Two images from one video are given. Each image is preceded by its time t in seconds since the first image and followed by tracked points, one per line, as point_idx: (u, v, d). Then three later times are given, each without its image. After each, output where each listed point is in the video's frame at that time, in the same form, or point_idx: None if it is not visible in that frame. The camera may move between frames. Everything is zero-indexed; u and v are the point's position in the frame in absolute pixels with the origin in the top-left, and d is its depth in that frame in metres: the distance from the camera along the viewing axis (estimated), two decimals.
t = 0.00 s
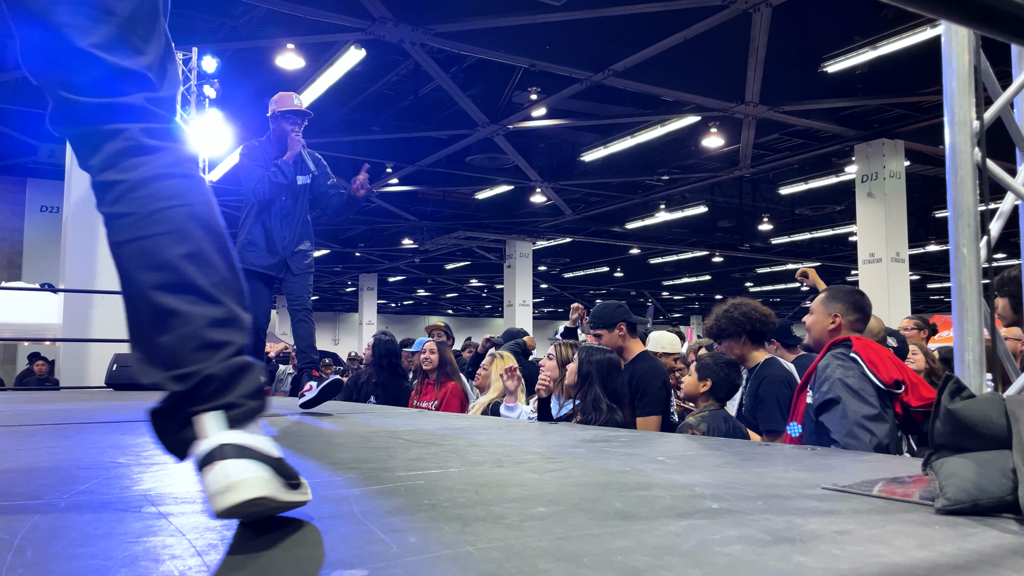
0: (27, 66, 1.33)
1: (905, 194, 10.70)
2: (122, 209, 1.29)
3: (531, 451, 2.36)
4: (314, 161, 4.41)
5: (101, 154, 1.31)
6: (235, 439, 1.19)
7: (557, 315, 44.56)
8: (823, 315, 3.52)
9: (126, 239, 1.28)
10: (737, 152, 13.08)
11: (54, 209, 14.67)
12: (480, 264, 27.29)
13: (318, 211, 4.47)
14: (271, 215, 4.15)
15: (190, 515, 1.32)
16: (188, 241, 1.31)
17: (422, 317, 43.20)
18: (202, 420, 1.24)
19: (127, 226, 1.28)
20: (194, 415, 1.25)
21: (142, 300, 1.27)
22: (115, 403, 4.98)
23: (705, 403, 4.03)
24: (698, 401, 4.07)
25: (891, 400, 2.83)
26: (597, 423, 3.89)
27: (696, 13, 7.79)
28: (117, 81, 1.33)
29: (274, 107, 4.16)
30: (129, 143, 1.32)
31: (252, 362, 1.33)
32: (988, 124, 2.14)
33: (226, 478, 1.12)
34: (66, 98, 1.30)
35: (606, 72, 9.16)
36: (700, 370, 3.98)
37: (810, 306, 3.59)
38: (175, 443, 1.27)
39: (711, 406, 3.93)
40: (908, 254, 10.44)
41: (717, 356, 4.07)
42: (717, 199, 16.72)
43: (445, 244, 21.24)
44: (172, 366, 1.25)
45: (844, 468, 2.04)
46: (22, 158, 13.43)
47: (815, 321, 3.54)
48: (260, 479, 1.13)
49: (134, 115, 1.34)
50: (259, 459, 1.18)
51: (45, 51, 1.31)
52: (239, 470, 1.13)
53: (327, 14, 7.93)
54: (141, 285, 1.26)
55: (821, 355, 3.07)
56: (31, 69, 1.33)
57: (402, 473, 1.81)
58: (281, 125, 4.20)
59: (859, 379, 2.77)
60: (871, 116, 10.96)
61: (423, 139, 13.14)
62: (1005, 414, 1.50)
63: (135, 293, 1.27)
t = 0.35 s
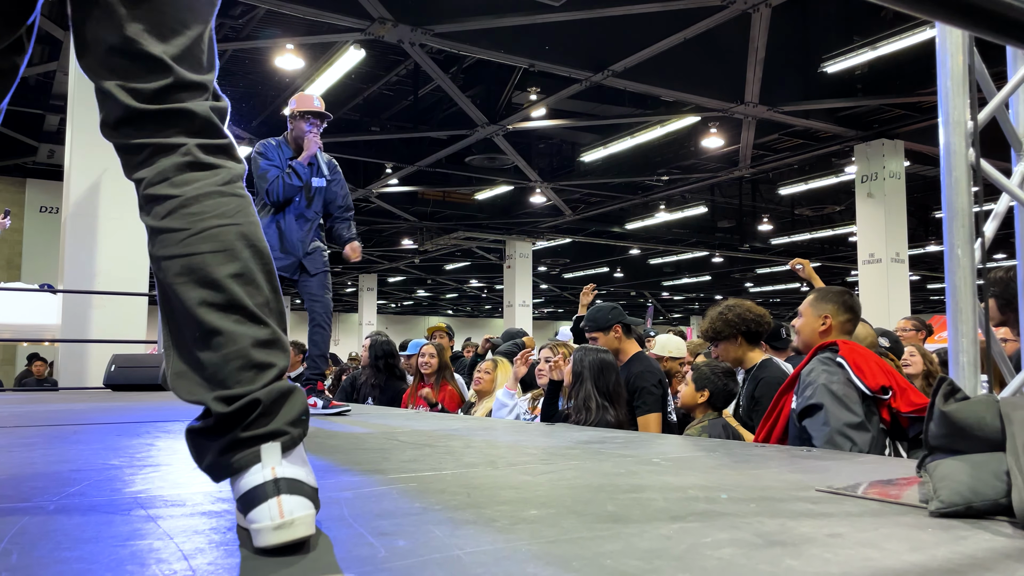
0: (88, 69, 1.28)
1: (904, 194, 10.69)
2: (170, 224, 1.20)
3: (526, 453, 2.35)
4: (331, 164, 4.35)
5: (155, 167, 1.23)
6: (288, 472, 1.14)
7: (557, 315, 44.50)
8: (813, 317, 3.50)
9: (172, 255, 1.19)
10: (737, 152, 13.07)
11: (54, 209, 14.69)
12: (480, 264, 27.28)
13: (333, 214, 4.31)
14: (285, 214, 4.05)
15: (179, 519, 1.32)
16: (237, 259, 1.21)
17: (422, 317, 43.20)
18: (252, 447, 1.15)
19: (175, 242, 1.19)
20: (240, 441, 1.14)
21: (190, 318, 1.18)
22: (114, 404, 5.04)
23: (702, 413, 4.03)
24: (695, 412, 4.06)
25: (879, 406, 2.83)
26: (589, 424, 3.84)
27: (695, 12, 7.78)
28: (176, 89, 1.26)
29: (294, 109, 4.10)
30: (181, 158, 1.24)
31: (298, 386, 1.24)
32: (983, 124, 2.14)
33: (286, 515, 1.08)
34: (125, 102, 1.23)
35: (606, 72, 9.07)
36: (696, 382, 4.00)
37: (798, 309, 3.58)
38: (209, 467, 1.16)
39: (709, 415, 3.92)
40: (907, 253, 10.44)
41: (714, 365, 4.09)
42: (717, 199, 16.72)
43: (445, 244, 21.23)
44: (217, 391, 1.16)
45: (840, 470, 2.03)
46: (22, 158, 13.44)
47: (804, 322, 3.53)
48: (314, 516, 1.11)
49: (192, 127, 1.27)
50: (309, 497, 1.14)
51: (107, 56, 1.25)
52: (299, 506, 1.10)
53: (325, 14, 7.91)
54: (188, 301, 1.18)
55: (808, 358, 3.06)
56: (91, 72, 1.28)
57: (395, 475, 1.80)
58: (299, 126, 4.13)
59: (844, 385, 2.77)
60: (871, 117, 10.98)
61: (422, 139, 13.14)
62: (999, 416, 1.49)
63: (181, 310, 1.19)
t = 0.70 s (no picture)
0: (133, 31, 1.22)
1: (902, 196, 10.70)
2: (201, 222, 1.15)
3: (519, 454, 2.35)
4: (344, 150, 4.22)
5: (194, 157, 1.19)
6: (278, 483, 1.13)
7: (556, 316, 44.48)
8: (800, 317, 3.50)
9: (200, 254, 1.14)
10: (735, 153, 13.07)
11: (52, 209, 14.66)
12: (479, 265, 27.26)
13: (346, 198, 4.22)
14: (307, 200, 3.93)
15: (168, 521, 1.31)
16: (266, 270, 1.18)
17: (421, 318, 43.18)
18: (246, 462, 1.14)
19: (205, 242, 1.15)
20: (241, 453, 1.14)
21: (206, 321, 1.14)
22: (110, 404, 5.04)
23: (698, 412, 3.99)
24: (690, 412, 4.04)
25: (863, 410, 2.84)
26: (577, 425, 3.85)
27: (694, 13, 7.78)
28: (224, 66, 1.23)
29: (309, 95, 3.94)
30: (227, 154, 1.20)
31: (300, 404, 1.23)
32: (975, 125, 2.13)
33: (272, 527, 1.07)
34: (177, 79, 1.19)
35: (604, 73, 9.02)
36: (692, 382, 3.94)
37: (786, 309, 3.57)
38: (198, 477, 1.14)
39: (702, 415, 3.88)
40: (906, 255, 10.44)
41: (707, 364, 4.03)
42: (715, 201, 16.73)
43: (444, 245, 21.22)
44: (228, 404, 1.13)
45: (833, 472, 2.03)
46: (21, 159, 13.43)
47: (791, 322, 3.52)
48: (301, 528, 1.11)
49: (237, 118, 1.23)
50: (299, 509, 1.13)
51: (160, 22, 1.21)
52: (287, 518, 1.09)
53: (323, 15, 7.90)
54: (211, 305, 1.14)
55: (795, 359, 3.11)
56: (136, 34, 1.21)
57: (386, 477, 1.79)
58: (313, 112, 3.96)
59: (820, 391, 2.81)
60: (871, 117, 11.01)
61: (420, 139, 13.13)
62: (990, 418, 1.49)
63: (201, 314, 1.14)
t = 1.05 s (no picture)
0: (148, 16, 1.18)
1: (899, 198, 10.73)
2: (215, 222, 1.14)
3: (512, 456, 2.34)
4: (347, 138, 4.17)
5: (213, 156, 1.17)
6: (264, 486, 1.13)
7: (553, 319, 44.49)
8: (790, 310, 3.50)
9: (209, 254, 1.13)
10: (733, 156, 13.08)
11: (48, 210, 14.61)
12: (476, 267, 27.26)
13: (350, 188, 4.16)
14: (318, 194, 3.84)
15: (154, 522, 1.31)
16: (275, 275, 1.18)
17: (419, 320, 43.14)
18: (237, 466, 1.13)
19: (217, 243, 1.13)
20: (236, 455, 1.13)
21: (207, 322, 1.12)
22: (106, 404, 5.04)
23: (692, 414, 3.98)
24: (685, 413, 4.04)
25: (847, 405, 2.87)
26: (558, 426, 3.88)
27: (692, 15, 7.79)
28: (243, 67, 1.24)
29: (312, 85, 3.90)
30: (247, 157, 1.20)
31: (291, 410, 1.23)
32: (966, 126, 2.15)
33: (257, 531, 1.07)
34: (200, 75, 1.18)
35: (601, 75, 9.04)
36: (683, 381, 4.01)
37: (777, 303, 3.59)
38: (183, 478, 1.12)
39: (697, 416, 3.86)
40: (903, 257, 10.47)
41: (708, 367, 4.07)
42: (713, 203, 16.73)
43: (442, 247, 21.20)
44: (229, 409, 1.12)
45: (824, 474, 2.02)
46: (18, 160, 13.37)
47: (781, 315, 3.53)
48: (286, 530, 1.10)
49: (255, 122, 1.25)
50: (285, 513, 1.12)
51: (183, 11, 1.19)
52: (272, 521, 1.08)
53: (321, 16, 7.89)
54: (218, 306, 1.12)
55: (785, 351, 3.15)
56: (153, 22, 1.18)
57: (376, 479, 1.78)
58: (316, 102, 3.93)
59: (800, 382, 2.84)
60: (868, 119, 10.99)
61: (419, 141, 13.13)
62: (981, 420, 1.49)
63: (207, 315, 1.12)
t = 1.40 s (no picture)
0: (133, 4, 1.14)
1: (897, 201, 10.74)
2: (204, 222, 1.13)
3: (504, 457, 2.34)
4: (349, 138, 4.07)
5: (200, 152, 1.16)
6: (246, 485, 1.12)
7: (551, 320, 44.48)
8: (779, 322, 3.50)
9: (195, 252, 1.12)
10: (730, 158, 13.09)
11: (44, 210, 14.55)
12: (474, 268, 27.22)
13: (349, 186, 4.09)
14: (329, 205, 3.78)
15: (137, 523, 1.29)
16: (260, 274, 1.18)
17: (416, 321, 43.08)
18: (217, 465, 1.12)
19: (204, 242, 1.12)
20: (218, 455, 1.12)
21: (192, 320, 1.11)
22: (98, 406, 5.01)
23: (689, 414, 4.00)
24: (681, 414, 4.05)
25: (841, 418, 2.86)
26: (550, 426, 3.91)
27: (689, 17, 7.79)
28: (229, 61, 1.23)
29: (318, 85, 3.72)
30: (235, 153, 1.19)
31: (273, 408, 1.22)
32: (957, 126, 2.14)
33: (238, 530, 1.06)
34: (189, 67, 1.16)
35: (599, 77, 9.04)
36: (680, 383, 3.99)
37: (767, 314, 3.58)
38: (162, 478, 1.11)
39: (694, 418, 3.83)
40: (900, 260, 10.48)
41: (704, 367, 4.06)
42: (711, 205, 16.73)
43: (439, 249, 21.17)
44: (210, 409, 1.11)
45: (816, 476, 2.02)
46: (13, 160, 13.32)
47: (771, 328, 3.53)
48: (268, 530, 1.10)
49: (241, 117, 1.23)
50: (266, 511, 1.12)
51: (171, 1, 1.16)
52: (253, 521, 1.08)
53: (319, 17, 7.87)
54: (202, 305, 1.11)
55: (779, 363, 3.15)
56: (136, 10, 1.14)
57: (364, 480, 1.78)
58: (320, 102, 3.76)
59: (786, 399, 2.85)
60: (864, 123, 10.85)
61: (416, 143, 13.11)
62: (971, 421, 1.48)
63: (191, 314, 1.11)
